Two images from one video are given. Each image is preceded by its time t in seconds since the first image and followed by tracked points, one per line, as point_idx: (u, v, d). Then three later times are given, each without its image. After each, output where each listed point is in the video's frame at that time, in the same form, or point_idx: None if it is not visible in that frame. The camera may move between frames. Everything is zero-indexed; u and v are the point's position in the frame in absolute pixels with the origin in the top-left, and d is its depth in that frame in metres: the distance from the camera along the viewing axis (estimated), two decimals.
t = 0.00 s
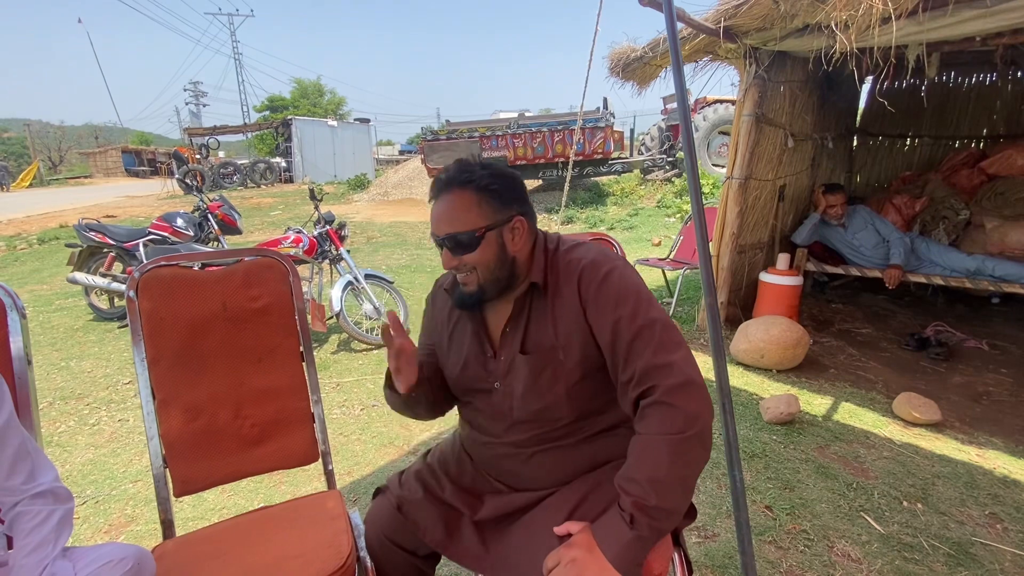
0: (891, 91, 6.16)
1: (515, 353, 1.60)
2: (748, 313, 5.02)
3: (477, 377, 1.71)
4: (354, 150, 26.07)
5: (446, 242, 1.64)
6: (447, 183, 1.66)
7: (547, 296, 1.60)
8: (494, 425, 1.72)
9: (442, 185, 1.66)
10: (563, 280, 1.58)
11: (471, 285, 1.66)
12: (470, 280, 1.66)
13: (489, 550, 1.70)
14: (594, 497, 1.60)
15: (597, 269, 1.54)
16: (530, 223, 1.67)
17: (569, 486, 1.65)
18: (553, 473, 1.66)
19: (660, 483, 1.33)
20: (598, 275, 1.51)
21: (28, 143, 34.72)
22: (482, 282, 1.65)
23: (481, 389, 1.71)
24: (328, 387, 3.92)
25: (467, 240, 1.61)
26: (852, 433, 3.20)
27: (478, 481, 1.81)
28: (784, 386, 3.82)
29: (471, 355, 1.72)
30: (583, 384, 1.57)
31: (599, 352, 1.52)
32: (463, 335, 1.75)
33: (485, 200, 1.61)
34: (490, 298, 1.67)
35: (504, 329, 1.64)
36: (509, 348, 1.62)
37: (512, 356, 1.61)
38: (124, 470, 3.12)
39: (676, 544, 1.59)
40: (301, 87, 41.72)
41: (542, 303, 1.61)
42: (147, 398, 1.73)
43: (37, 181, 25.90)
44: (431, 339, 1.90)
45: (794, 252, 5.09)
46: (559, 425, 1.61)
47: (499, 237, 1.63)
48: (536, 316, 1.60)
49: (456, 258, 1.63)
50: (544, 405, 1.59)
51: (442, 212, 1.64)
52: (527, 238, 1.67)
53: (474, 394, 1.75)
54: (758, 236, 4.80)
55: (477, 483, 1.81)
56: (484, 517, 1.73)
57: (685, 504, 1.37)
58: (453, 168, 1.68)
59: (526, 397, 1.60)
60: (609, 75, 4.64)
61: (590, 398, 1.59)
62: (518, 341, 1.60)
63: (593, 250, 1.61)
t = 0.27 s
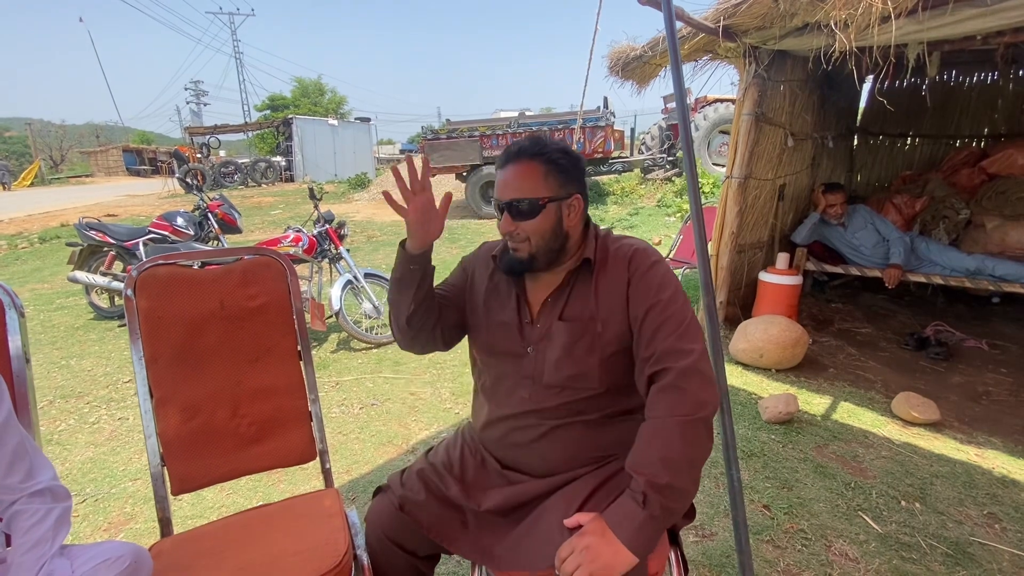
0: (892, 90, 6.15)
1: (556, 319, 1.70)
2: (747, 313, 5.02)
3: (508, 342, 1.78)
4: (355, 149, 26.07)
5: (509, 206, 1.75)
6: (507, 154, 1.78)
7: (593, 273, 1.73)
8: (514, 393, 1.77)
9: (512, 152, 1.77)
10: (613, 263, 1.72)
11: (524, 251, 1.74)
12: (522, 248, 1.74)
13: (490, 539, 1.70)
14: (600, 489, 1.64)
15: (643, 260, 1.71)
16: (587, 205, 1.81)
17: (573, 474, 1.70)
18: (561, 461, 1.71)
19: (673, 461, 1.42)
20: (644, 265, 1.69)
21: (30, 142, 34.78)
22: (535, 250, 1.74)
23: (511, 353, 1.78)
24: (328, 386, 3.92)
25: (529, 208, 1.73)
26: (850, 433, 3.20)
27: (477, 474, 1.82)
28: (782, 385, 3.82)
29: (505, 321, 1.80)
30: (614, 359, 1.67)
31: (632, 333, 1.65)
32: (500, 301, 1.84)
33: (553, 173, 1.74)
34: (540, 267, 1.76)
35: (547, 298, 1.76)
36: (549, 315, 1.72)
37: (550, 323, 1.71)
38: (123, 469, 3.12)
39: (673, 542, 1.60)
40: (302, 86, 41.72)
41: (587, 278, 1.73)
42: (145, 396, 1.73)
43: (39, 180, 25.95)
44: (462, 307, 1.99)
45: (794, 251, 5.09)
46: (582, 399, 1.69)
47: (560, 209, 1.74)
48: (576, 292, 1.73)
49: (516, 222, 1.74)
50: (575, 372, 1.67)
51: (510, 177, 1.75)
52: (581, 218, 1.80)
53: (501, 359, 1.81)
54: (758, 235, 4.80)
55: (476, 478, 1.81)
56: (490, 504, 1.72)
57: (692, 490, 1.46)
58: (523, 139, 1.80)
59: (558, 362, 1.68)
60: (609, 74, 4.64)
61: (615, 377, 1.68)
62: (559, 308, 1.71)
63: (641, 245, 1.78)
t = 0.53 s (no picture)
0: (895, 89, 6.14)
1: (577, 300, 1.76)
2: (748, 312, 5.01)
3: (525, 321, 1.82)
4: (357, 148, 26.08)
5: (555, 190, 1.83)
6: (559, 138, 1.87)
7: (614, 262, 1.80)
8: (526, 372, 1.80)
9: (555, 140, 1.87)
10: (634, 253, 1.80)
11: (562, 236, 1.81)
12: (561, 232, 1.81)
13: (490, 527, 1.69)
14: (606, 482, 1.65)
15: (661, 258, 1.79)
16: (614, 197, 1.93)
17: (577, 464, 1.71)
18: (567, 452, 1.74)
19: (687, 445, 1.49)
20: (663, 263, 1.77)
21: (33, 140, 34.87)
22: (575, 235, 1.82)
23: (525, 332, 1.81)
24: (328, 384, 3.92)
25: (574, 193, 1.82)
26: (851, 432, 3.19)
27: (477, 470, 1.81)
28: (783, 384, 3.81)
29: (523, 299, 1.84)
30: (629, 345, 1.73)
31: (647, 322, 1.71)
32: (518, 281, 1.88)
33: (595, 162, 1.86)
34: (576, 252, 1.82)
35: (568, 282, 1.82)
36: (569, 298, 1.79)
37: (570, 305, 1.77)
38: (124, 466, 3.13)
39: (671, 541, 1.60)
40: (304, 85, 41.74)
41: (608, 266, 1.80)
42: (145, 394, 1.73)
43: (42, 179, 26.03)
44: (476, 288, 2.03)
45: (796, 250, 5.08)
46: (595, 384, 1.72)
47: (598, 198, 1.85)
48: (595, 278, 1.79)
49: (561, 206, 1.81)
50: (591, 352, 1.71)
51: (554, 164, 1.84)
52: (607, 209, 1.90)
53: (514, 339, 1.84)
54: (759, 234, 4.80)
55: (476, 473, 1.81)
56: (489, 493, 1.70)
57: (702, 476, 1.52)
58: (562, 129, 1.91)
59: (575, 342, 1.72)
60: (610, 72, 4.63)
61: (629, 363, 1.74)
62: (581, 292, 1.78)
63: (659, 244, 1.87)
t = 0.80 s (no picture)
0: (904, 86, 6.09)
1: (585, 297, 1.76)
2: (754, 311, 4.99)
3: (533, 316, 1.81)
4: (362, 146, 26.14)
5: (574, 182, 1.83)
6: (579, 133, 1.88)
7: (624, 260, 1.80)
8: (533, 367, 1.79)
9: (575, 135, 1.88)
10: (646, 253, 1.80)
11: (579, 229, 1.81)
12: (578, 224, 1.81)
13: (490, 526, 1.69)
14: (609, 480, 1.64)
15: (671, 258, 1.78)
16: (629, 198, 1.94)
17: (579, 461, 1.71)
18: (569, 450, 1.74)
19: (685, 441, 1.48)
20: (671, 263, 1.76)
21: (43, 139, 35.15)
22: (591, 228, 1.81)
23: (533, 327, 1.81)
24: (333, 382, 3.93)
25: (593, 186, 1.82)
26: (857, 432, 3.18)
27: (479, 467, 1.81)
28: (788, 383, 3.79)
29: (532, 295, 1.84)
30: (635, 343, 1.72)
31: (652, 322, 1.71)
32: (528, 276, 1.88)
33: (613, 160, 1.88)
34: (591, 247, 1.82)
35: (577, 279, 1.82)
36: (577, 295, 1.79)
37: (578, 301, 1.77)
38: (132, 462, 3.15)
39: (672, 540, 1.60)
40: (310, 84, 41.85)
41: (617, 264, 1.80)
42: (151, 391, 1.73)
43: (52, 177, 26.22)
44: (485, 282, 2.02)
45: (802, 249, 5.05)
46: (601, 381, 1.72)
47: (615, 195, 1.86)
48: (605, 276, 1.79)
49: (581, 198, 1.82)
50: (599, 349, 1.71)
51: (573, 158, 1.86)
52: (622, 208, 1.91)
53: (521, 334, 1.84)
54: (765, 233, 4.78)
55: (478, 471, 1.81)
56: (490, 490, 1.70)
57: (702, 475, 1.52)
58: (583, 125, 1.92)
59: (584, 338, 1.72)
60: (615, 70, 4.61)
61: (634, 361, 1.73)
62: (589, 288, 1.78)
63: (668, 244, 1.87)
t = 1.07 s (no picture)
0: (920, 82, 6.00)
1: (594, 300, 1.75)
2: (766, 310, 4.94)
3: (543, 319, 1.81)
4: (373, 144, 26.24)
5: (591, 175, 1.86)
6: (597, 127, 1.91)
7: (635, 262, 1.79)
8: (544, 370, 1.79)
9: (593, 129, 1.91)
10: (660, 256, 1.79)
11: (593, 223, 1.83)
12: (592, 219, 1.83)
13: (501, 522, 1.69)
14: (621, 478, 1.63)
15: (686, 262, 1.77)
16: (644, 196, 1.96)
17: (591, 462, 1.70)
18: (581, 451, 1.73)
19: (709, 449, 1.48)
20: (688, 268, 1.75)
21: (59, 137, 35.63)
22: (606, 223, 1.83)
23: (543, 330, 1.80)
24: (343, 378, 3.95)
25: (609, 180, 1.85)
26: (870, 433, 3.14)
27: (490, 465, 1.81)
28: (800, 383, 3.76)
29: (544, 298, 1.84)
30: (648, 348, 1.71)
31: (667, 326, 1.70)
32: (539, 279, 1.89)
33: (631, 155, 1.90)
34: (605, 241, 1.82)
35: (586, 281, 1.82)
36: (586, 297, 1.78)
37: (588, 304, 1.76)
38: (147, 455, 3.18)
39: (683, 539, 1.59)
40: (321, 82, 42.05)
41: (627, 266, 1.80)
42: (167, 385, 1.75)
43: (68, 176, 26.58)
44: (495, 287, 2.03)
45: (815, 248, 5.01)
46: (613, 384, 1.71)
47: (630, 192, 1.89)
48: (616, 279, 1.78)
49: (598, 192, 1.85)
50: (611, 353, 1.70)
51: (590, 151, 1.89)
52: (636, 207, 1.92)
53: (531, 337, 1.83)
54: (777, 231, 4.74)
55: (489, 469, 1.81)
56: (500, 488, 1.70)
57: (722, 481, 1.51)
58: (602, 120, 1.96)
59: (595, 342, 1.72)
60: (626, 67, 4.59)
61: (648, 365, 1.72)
62: (599, 291, 1.77)
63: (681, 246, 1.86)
